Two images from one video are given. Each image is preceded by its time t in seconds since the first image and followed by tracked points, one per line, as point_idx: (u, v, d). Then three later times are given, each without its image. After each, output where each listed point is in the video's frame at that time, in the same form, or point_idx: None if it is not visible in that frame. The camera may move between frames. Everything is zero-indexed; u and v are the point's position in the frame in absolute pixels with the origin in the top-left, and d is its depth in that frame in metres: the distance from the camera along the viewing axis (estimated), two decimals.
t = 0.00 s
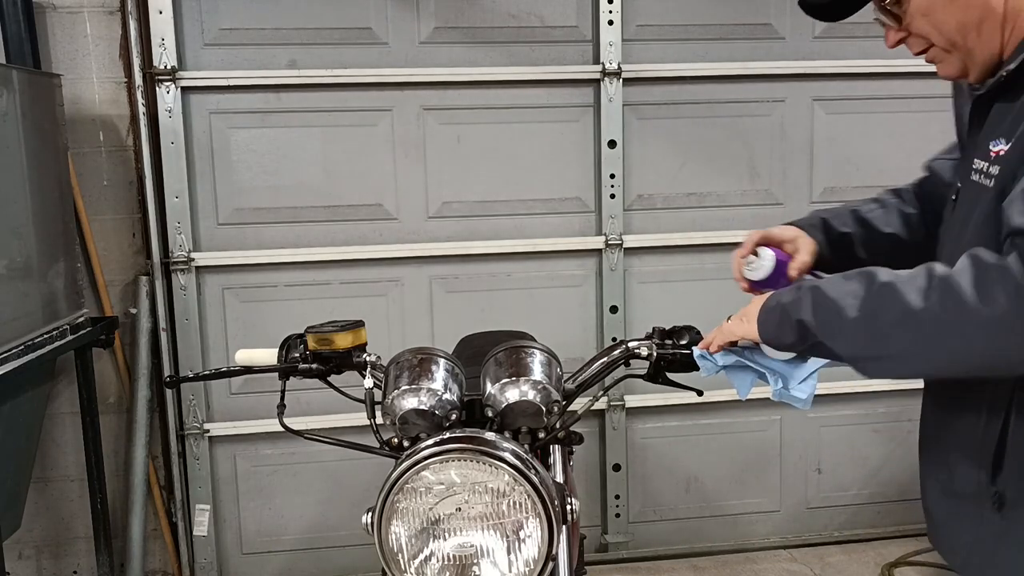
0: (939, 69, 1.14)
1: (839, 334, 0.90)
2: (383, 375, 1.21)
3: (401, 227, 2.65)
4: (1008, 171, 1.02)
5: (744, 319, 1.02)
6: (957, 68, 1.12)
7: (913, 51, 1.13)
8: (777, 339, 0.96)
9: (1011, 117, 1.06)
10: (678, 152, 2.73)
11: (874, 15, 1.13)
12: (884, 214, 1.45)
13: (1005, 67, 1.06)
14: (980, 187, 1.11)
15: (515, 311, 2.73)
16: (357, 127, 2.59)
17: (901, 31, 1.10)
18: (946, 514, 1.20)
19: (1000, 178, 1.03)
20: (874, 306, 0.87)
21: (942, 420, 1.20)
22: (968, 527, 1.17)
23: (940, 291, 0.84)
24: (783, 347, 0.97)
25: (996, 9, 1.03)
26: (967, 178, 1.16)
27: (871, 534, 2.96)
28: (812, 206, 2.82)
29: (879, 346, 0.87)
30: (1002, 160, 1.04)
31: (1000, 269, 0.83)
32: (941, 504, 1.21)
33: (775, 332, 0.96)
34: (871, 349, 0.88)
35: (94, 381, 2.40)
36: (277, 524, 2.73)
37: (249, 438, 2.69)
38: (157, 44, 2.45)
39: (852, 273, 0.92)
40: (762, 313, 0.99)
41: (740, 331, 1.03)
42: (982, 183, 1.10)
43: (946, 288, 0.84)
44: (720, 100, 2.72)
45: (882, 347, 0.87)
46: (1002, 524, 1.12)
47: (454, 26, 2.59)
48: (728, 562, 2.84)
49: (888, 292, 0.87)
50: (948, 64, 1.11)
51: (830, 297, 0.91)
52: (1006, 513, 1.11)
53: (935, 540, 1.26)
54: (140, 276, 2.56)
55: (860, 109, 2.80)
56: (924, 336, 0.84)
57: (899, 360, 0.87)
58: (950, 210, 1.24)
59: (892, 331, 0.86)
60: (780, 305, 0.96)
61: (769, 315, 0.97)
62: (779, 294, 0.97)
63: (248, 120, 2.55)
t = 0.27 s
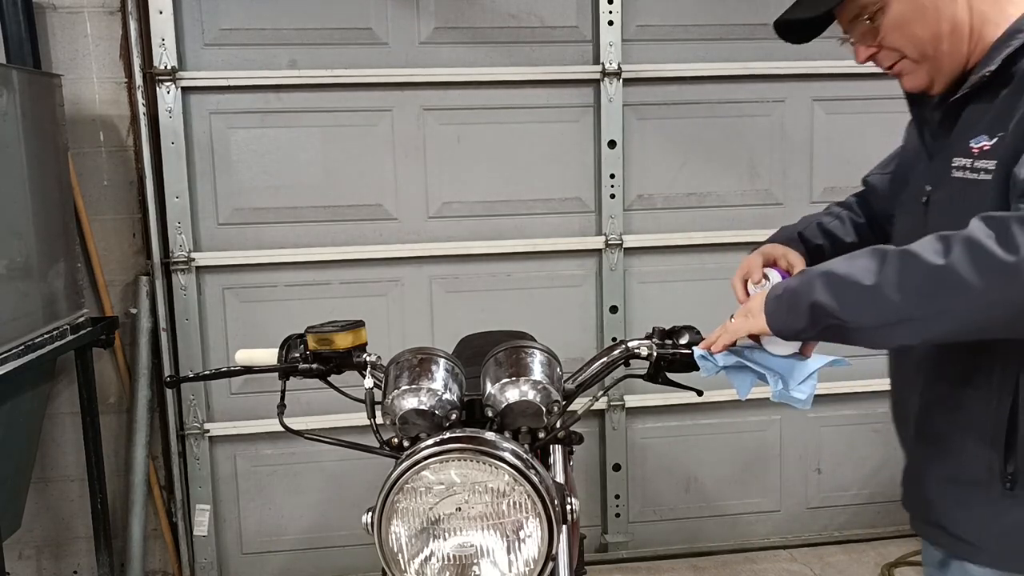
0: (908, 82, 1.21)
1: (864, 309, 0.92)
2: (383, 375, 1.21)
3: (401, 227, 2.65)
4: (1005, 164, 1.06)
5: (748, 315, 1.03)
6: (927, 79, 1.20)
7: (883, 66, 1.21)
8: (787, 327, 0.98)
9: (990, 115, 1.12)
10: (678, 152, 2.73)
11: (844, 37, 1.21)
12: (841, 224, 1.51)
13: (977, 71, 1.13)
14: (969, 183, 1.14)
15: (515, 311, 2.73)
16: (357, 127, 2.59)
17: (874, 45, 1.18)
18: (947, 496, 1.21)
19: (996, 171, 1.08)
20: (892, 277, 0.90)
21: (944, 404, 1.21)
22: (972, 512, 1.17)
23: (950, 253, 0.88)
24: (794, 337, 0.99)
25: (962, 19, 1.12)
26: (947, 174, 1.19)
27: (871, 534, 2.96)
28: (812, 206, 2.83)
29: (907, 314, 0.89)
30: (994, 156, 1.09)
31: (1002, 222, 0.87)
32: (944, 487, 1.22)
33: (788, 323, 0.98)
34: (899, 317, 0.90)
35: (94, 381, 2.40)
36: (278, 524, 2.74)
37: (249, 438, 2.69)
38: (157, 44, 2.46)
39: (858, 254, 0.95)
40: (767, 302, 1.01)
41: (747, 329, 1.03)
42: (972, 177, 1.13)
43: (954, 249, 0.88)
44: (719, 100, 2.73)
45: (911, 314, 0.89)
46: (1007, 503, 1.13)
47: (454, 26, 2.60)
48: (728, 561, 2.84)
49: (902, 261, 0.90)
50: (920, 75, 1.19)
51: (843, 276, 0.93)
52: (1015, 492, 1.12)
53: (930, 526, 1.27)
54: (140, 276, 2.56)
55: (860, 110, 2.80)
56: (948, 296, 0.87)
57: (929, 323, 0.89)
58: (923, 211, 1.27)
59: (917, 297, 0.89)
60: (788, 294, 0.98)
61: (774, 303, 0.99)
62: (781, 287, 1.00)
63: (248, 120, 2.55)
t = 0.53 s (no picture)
0: (871, 89, 1.21)
1: (872, 288, 0.91)
2: (383, 375, 1.21)
3: (401, 227, 2.65)
4: (972, 163, 1.07)
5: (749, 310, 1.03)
6: (889, 87, 1.20)
7: (846, 75, 1.20)
8: (789, 317, 0.98)
9: (952, 116, 1.13)
10: (678, 151, 2.73)
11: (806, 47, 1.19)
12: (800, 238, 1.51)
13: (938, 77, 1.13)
14: (934, 183, 1.14)
15: (515, 311, 2.73)
16: (357, 127, 2.59)
17: (838, 55, 1.16)
18: (923, 488, 1.22)
19: (963, 170, 1.09)
20: (897, 255, 0.91)
21: (913, 397, 1.22)
22: (951, 499, 1.18)
23: (950, 225, 0.89)
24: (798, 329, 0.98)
25: (924, 26, 1.13)
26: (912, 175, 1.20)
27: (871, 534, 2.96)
28: (812, 206, 2.83)
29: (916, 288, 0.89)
30: (959, 156, 1.10)
31: (995, 193, 0.89)
32: (919, 480, 1.23)
33: (792, 314, 0.97)
34: (908, 292, 0.90)
35: (94, 381, 2.40)
36: (278, 524, 2.74)
37: (249, 438, 2.69)
38: (157, 44, 2.46)
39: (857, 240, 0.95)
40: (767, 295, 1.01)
41: (751, 323, 1.02)
42: (939, 177, 1.13)
43: (955, 221, 0.89)
44: (719, 100, 2.73)
45: (921, 287, 0.89)
46: (981, 490, 1.14)
47: (454, 26, 2.59)
48: (728, 561, 2.84)
49: (904, 239, 0.91)
50: (883, 83, 1.19)
51: (847, 259, 0.93)
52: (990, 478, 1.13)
53: (908, 520, 1.27)
54: (140, 276, 2.56)
55: (860, 110, 2.80)
56: (954, 267, 0.87)
57: (939, 295, 0.89)
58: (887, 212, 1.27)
59: (927, 269, 0.89)
60: (789, 286, 0.97)
61: (773, 295, 0.99)
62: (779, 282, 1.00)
63: (248, 119, 2.55)
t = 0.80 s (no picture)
0: (810, 110, 1.22)
1: (878, 253, 0.91)
2: (383, 375, 1.21)
3: (401, 227, 2.65)
4: (926, 156, 1.10)
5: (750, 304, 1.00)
6: (827, 106, 1.22)
7: (785, 99, 1.21)
8: (796, 299, 0.96)
9: (893, 118, 1.16)
10: (678, 151, 2.73)
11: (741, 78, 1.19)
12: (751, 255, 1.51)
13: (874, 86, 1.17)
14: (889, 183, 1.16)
15: (515, 311, 2.73)
16: (357, 126, 2.59)
17: (776, 80, 1.18)
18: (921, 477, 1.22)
19: (919, 165, 1.11)
20: (892, 218, 0.92)
21: (898, 390, 1.22)
22: (954, 480, 1.18)
23: (937, 180, 0.91)
24: (808, 313, 0.96)
25: (853, 46, 1.15)
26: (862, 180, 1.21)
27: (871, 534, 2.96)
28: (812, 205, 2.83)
29: (920, 246, 0.90)
30: (911, 153, 1.13)
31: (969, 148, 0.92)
32: (916, 469, 1.23)
33: (799, 298, 0.95)
34: (912, 250, 0.90)
35: (94, 381, 2.40)
36: (278, 524, 2.73)
37: (249, 438, 2.69)
38: (157, 44, 2.46)
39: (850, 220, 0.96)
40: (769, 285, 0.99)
41: (754, 315, 0.99)
42: (894, 177, 1.15)
43: (941, 176, 0.91)
44: (719, 100, 2.73)
45: (924, 244, 0.90)
46: (981, 468, 1.16)
47: (454, 26, 2.59)
48: (728, 561, 2.84)
49: (895, 203, 0.92)
50: (822, 102, 1.21)
51: (844, 234, 0.94)
52: (989, 455, 1.15)
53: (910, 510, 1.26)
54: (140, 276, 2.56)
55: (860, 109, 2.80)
56: (949, 217, 0.89)
57: (943, 249, 0.90)
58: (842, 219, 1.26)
59: (927, 226, 0.90)
60: (790, 271, 0.96)
61: (777, 281, 0.97)
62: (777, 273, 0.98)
63: (247, 119, 2.54)
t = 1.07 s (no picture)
0: (739, 139, 1.27)
1: (874, 214, 0.96)
2: (383, 375, 1.20)
3: (401, 226, 2.65)
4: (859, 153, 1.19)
5: (755, 298, 0.98)
6: (755, 133, 1.26)
7: (713, 131, 1.25)
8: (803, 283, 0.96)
9: (815, 129, 1.24)
10: (678, 151, 2.73)
11: (667, 120, 1.22)
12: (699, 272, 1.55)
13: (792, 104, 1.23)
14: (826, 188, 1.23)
15: (514, 311, 2.73)
16: (357, 126, 2.59)
17: (703, 116, 1.20)
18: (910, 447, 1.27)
19: (853, 164, 1.19)
20: (876, 181, 0.98)
21: (879, 366, 1.26)
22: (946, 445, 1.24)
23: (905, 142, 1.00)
24: (819, 293, 0.96)
25: (767, 74, 1.21)
26: (795, 191, 1.27)
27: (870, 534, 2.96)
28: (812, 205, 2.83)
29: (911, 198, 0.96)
30: (841, 155, 1.21)
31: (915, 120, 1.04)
32: (906, 441, 1.27)
33: (807, 275, 0.96)
34: (904, 204, 0.96)
35: (94, 381, 2.40)
36: (277, 525, 2.73)
37: (249, 438, 2.69)
38: (157, 44, 2.46)
39: (835, 202, 1.02)
40: (773, 274, 0.98)
41: (759, 309, 0.97)
42: (830, 181, 1.22)
43: (907, 137, 1.00)
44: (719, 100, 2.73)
45: (914, 195, 0.96)
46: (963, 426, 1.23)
47: (454, 26, 2.59)
48: (728, 561, 2.84)
49: (872, 171, 0.99)
50: (750, 130, 1.25)
51: (835, 207, 0.98)
52: (968, 415, 1.22)
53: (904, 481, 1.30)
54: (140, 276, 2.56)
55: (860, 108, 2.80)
56: (932, 166, 0.97)
57: (931, 197, 0.96)
58: (784, 227, 1.31)
59: (911, 181, 0.97)
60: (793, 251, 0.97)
61: (783, 266, 0.97)
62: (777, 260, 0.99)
63: (247, 119, 2.54)
